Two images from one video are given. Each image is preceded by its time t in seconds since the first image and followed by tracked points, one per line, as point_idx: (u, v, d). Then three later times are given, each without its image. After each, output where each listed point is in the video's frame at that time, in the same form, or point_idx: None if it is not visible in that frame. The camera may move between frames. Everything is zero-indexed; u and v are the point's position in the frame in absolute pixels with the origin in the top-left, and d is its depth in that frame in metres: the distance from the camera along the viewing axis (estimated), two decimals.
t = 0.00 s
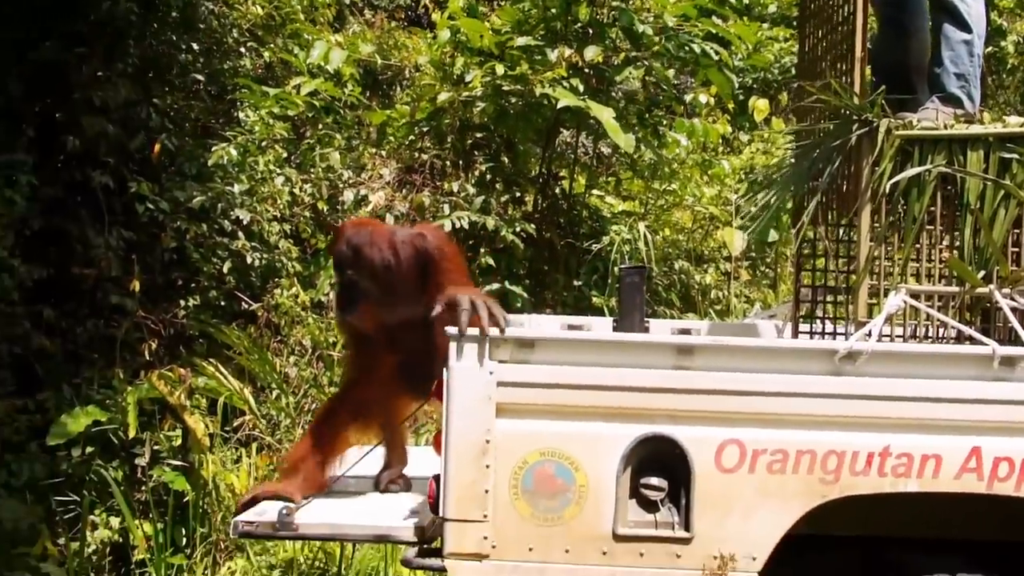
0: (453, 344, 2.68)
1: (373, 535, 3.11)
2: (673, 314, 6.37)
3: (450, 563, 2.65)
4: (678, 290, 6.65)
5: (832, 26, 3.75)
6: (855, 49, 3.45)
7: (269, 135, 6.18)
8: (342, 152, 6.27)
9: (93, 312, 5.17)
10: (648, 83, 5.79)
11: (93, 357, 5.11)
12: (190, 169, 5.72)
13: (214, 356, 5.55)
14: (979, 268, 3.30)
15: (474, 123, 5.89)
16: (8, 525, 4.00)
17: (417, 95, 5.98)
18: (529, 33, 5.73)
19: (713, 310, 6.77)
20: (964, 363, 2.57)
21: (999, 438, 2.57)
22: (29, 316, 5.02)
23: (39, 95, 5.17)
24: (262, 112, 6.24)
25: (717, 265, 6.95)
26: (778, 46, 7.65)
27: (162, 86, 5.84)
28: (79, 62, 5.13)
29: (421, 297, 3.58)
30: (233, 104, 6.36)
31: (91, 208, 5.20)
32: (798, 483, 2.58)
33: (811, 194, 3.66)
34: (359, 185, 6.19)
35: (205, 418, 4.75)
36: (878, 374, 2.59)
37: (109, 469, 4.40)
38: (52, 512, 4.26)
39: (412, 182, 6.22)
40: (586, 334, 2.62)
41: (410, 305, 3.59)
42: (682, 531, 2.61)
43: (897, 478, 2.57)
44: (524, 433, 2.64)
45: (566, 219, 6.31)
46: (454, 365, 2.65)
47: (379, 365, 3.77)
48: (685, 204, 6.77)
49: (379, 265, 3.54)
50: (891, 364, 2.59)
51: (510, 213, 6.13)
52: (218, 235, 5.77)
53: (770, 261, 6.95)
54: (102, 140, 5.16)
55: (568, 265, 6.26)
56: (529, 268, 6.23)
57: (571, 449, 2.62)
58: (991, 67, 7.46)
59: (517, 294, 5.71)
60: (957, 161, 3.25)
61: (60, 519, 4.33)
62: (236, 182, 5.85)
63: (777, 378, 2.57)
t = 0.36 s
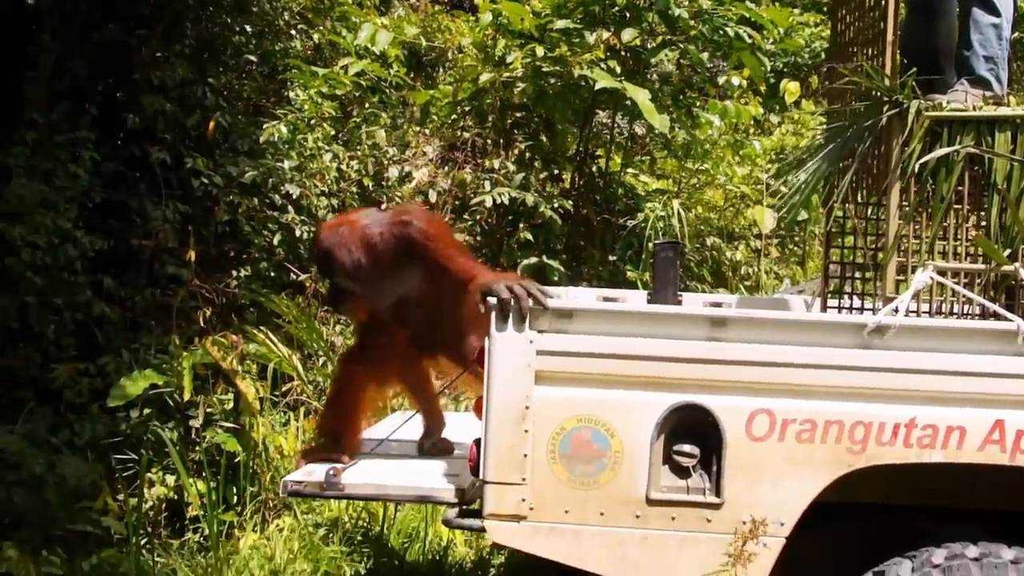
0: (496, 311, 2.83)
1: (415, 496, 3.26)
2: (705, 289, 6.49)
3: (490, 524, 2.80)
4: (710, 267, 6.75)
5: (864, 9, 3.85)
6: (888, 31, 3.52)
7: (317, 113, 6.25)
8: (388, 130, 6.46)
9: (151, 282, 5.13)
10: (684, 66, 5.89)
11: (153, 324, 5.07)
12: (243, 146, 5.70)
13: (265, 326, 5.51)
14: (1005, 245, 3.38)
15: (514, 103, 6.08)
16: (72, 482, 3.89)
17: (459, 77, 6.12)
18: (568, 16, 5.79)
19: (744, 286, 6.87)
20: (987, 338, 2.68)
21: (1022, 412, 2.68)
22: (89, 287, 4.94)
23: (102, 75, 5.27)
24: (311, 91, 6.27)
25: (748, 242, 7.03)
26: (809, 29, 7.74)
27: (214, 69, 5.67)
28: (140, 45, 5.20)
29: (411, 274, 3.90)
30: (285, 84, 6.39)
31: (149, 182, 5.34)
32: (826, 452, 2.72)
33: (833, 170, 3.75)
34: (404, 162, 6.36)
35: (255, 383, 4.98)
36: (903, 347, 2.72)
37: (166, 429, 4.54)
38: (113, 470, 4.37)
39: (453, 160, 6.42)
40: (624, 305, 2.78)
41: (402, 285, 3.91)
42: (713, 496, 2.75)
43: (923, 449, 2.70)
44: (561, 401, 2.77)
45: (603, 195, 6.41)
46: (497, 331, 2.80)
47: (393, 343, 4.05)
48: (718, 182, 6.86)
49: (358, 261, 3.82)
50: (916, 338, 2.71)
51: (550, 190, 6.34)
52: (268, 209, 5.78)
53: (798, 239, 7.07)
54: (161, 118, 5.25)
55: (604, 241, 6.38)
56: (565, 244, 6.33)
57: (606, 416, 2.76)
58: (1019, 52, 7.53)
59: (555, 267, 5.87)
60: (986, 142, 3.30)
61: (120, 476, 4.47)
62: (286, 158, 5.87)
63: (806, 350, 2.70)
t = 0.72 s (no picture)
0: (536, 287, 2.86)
1: (454, 467, 3.29)
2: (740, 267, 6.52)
3: (528, 495, 2.85)
4: (745, 245, 6.80)
5: None
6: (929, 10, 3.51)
7: (358, 89, 6.19)
8: (428, 107, 6.54)
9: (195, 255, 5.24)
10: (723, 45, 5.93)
11: (195, 296, 5.19)
12: (286, 122, 5.60)
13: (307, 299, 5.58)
14: None
15: (552, 83, 6.28)
16: (118, 449, 4.00)
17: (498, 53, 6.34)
18: None
19: (779, 264, 6.92)
20: None
21: None
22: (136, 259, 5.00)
23: (148, 50, 5.21)
24: (351, 68, 6.20)
25: (784, 221, 7.08)
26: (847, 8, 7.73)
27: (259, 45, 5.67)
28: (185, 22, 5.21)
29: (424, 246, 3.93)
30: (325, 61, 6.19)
31: (192, 158, 5.38)
32: (862, 428, 2.75)
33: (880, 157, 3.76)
34: (444, 140, 6.44)
35: (296, 354, 5.11)
36: (942, 325, 2.73)
37: (209, 398, 4.69)
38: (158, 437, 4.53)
39: (492, 137, 6.55)
40: (662, 281, 2.80)
41: (415, 257, 3.95)
42: (749, 471, 2.79)
43: (959, 427, 2.72)
44: (599, 374, 2.82)
45: (641, 172, 6.60)
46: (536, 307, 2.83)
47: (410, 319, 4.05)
48: (753, 161, 6.90)
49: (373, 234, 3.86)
50: (953, 319, 2.72)
51: (587, 167, 6.48)
52: (309, 183, 5.71)
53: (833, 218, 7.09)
54: (206, 93, 5.24)
55: (639, 218, 6.57)
56: (603, 222, 6.57)
57: (644, 390, 2.80)
58: None
59: (590, 245, 6.01)
60: None
61: (164, 443, 4.61)
62: (327, 134, 5.78)
63: (845, 328, 2.73)
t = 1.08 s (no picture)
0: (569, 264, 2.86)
1: (488, 442, 3.29)
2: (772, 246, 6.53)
3: (561, 471, 2.87)
4: (777, 224, 6.80)
5: None
6: None
7: (391, 69, 6.28)
8: (461, 86, 6.57)
9: (229, 234, 5.27)
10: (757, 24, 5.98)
11: (232, 274, 5.24)
12: (320, 101, 5.68)
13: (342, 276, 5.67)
14: None
15: (584, 62, 6.31)
16: (156, 424, 4.06)
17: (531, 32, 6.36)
18: None
19: (811, 243, 6.91)
20: None
21: None
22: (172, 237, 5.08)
23: (185, 31, 5.25)
24: (386, 48, 6.30)
25: (816, 199, 7.07)
26: None
27: (294, 24, 5.71)
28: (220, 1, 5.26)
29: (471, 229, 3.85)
30: (359, 41, 6.32)
31: (228, 137, 5.42)
32: (895, 406, 2.75)
33: (917, 130, 3.72)
34: (476, 118, 6.46)
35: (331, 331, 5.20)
36: (976, 303, 2.73)
37: (245, 375, 4.76)
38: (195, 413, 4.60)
39: (525, 115, 6.61)
40: (695, 258, 2.80)
41: (460, 239, 3.88)
42: (782, 448, 2.80)
43: (994, 405, 2.72)
44: (633, 351, 2.83)
45: (674, 150, 6.64)
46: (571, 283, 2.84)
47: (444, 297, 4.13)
48: (786, 140, 6.96)
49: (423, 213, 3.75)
50: (989, 296, 2.72)
51: (620, 147, 6.51)
52: (344, 162, 5.77)
53: (867, 197, 7.05)
54: (241, 73, 5.30)
55: (671, 198, 6.63)
56: (634, 200, 6.63)
57: (678, 367, 2.81)
58: None
59: (623, 223, 6.13)
60: None
61: (201, 419, 4.68)
62: (361, 114, 5.90)
63: (878, 306, 2.73)
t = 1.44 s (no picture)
0: (576, 246, 2.84)
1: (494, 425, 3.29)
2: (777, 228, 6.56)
3: (568, 452, 2.88)
4: (784, 207, 6.87)
5: None
6: None
7: (398, 54, 6.24)
8: (468, 70, 6.53)
9: (237, 219, 5.31)
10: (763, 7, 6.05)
11: (239, 259, 5.27)
12: (327, 86, 5.72)
13: (348, 262, 5.63)
14: None
15: (591, 46, 6.40)
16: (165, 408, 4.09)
17: (538, 17, 6.57)
18: None
19: (817, 225, 6.94)
20: None
21: None
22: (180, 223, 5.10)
23: (192, 17, 5.27)
24: (392, 33, 6.31)
25: (822, 181, 7.08)
26: None
27: (301, 9, 5.75)
28: None
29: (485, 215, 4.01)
30: (366, 26, 6.28)
31: (236, 122, 5.46)
32: (901, 385, 2.76)
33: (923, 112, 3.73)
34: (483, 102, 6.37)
35: (338, 315, 5.22)
36: (982, 284, 2.73)
37: (253, 359, 4.79)
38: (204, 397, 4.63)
39: (531, 100, 6.55)
40: (702, 240, 2.79)
41: (472, 225, 4.05)
42: (787, 430, 2.81)
43: (998, 385, 2.73)
44: (640, 333, 2.83)
45: (680, 133, 6.65)
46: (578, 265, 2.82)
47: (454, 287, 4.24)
48: (791, 123, 6.80)
49: (437, 191, 3.95)
50: (995, 277, 2.72)
51: (626, 130, 6.53)
52: (351, 147, 5.79)
53: (872, 178, 7.08)
54: (248, 58, 5.34)
55: (678, 180, 6.65)
56: (641, 182, 6.68)
57: (683, 349, 2.82)
58: None
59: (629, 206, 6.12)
60: None
61: (209, 403, 4.72)
62: (368, 98, 5.90)
63: (885, 286, 2.73)
